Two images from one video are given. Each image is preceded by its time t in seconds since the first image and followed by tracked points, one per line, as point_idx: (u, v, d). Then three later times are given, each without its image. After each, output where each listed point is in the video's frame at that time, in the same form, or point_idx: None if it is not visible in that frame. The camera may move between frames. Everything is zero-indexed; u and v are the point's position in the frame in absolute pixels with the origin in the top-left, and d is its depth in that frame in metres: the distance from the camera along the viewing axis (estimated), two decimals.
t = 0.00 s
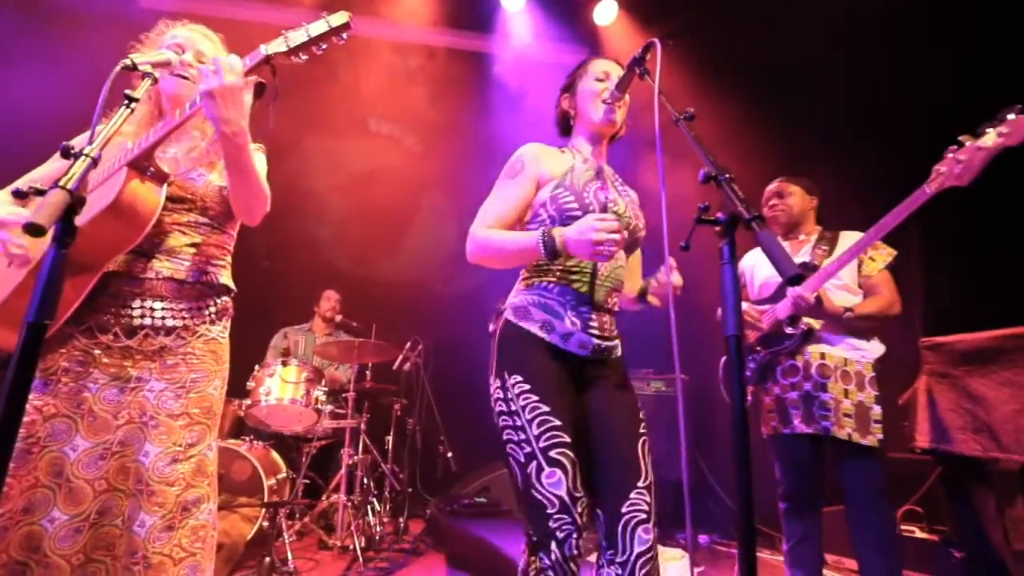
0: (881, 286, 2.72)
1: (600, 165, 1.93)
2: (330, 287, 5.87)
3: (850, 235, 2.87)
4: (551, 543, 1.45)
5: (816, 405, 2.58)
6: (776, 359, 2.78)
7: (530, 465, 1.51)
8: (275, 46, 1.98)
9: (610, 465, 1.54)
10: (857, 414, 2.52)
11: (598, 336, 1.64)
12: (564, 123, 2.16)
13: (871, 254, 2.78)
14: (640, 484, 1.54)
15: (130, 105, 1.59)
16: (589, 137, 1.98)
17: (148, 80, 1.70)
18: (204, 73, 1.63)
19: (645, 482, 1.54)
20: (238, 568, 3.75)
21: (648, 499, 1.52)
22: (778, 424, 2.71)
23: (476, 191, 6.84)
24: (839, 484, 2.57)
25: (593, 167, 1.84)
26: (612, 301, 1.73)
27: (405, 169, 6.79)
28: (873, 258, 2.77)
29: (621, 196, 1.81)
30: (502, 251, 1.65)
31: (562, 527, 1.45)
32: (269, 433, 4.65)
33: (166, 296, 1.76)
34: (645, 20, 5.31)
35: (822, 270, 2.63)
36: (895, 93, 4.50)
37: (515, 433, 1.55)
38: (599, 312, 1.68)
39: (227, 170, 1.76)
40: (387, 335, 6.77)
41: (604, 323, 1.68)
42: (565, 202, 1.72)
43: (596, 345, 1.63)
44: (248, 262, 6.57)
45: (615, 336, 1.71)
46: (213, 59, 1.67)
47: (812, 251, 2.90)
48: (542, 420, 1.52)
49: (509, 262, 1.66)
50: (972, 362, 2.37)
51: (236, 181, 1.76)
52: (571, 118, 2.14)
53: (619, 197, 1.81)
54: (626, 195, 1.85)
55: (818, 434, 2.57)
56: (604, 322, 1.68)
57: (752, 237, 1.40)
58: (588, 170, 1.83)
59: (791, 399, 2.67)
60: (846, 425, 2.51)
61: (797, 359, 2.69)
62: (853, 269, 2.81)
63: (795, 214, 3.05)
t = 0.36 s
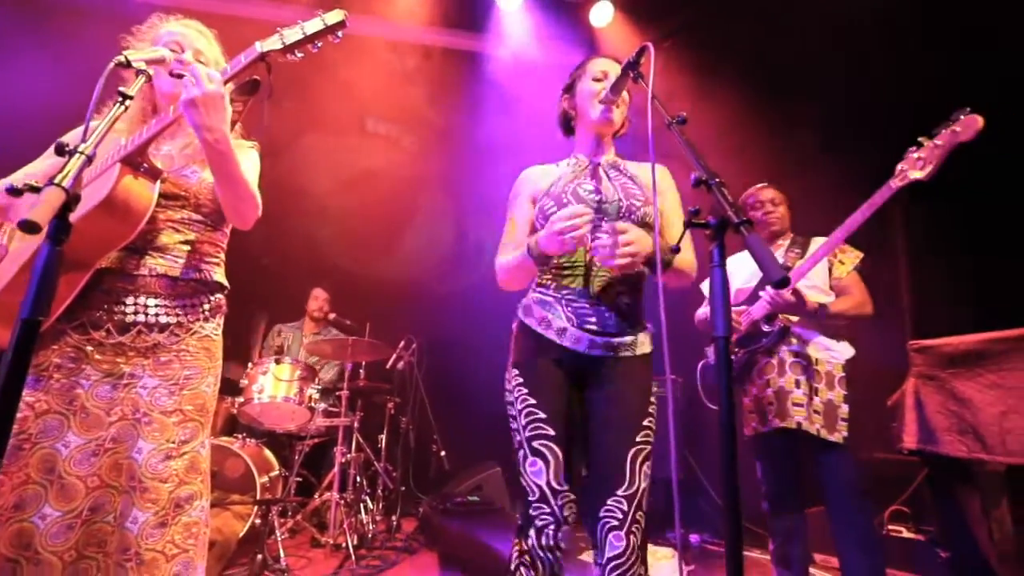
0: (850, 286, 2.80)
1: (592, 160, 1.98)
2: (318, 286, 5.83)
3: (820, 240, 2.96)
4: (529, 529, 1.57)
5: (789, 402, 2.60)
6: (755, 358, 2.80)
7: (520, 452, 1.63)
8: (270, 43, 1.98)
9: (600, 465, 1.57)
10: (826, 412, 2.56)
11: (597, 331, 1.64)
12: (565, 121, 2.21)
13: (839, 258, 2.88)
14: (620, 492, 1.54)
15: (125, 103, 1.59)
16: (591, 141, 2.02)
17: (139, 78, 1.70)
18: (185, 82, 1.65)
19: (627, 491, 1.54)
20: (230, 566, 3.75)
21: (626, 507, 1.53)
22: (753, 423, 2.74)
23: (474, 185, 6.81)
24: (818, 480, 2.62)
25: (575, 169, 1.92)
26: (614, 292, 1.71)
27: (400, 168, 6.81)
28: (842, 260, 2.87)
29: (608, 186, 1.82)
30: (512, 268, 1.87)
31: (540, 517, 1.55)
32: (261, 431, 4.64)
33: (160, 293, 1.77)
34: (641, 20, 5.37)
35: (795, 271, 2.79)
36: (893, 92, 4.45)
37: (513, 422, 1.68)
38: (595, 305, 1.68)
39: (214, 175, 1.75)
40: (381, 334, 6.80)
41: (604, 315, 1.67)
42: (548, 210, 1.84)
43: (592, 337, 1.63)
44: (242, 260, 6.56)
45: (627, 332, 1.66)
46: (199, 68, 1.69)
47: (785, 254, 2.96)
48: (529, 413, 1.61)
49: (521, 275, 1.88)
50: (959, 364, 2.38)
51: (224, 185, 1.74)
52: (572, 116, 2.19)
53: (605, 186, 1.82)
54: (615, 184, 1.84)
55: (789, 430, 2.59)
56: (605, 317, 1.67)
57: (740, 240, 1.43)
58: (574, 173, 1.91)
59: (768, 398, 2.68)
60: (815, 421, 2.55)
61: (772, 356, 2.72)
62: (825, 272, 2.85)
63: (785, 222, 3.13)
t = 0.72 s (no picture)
0: (838, 287, 2.86)
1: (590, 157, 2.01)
2: (316, 280, 5.83)
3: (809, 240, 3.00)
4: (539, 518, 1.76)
5: (778, 400, 2.62)
6: (744, 356, 2.82)
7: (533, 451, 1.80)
8: (266, 36, 1.97)
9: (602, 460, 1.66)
10: (812, 410, 2.58)
11: (597, 333, 1.70)
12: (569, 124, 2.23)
13: (829, 258, 2.92)
14: (613, 487, 1.63)
15: (124, 95, 1.59)
16: (595, 138, 2.06)
17: (138, 70, 1.70)
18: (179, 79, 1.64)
19: (620, 486, 1.62)
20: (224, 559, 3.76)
21: (617, 501, 1.61)
22: (739, 421, 2.77)
23: (471, 184, 6.75)
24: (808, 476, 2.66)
25: (569, 170, 1.97)
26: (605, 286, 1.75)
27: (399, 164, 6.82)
28: (830, 261, 2.91)
29: (589, 185, 1.88)
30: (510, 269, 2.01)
31: (548, 512, 1.70)
32: (257, 425, 4.63)
33: (158, 287, 1.77)
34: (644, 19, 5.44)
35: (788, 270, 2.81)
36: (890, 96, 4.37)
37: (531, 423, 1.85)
38: (587, 303, 1.75)
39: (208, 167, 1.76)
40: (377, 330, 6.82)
41: (597, 312, 1.72)
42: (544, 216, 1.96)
43: (588, 336, 1.71)
44: (239, 255, 6.55)
45: (630, 325, 1.69)
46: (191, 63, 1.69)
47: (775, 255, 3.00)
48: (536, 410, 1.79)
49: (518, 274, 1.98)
50: (951, 364, 2.39)
51: (219, 178, 1.75)
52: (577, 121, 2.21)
53: (586, 186, 1.88)
54: (601, 183, 1.85)
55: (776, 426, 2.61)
56: (602, 315, 1.72)
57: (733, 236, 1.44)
58: (564, 174, 1.98)
59: (755, 395, 2.71)
60: (801, 418, 2.57)
61: (761, 355, 2.74)
62: (814, 272, 2.90)
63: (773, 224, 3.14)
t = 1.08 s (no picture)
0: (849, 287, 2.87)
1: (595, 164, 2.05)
2: (324, 283, 5.87)
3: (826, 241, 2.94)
4: (558, 534, 1.66)
5: (788, 402, 2.60)
6: (755, 356, 2.82)
7: (547, 456, 1.73)
8: (267, 65, 1.98)
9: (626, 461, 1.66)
10: (825, 413, 2.57)
11: (620, 331, 1.72)
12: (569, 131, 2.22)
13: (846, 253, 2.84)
14: (632, 487, 1.64)
15: (133, 103, 1.62)
16: (597, 143, 2.08)
17: (144, 78, 1.72)
18: (208, 83, 1.67)
19: (642, 485, 1.63)
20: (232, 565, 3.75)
21: (639, 500, 1.61)
22: (747, 422, 2.75)
23: (472, 185, 6.74)
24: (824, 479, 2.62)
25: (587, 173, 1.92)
26: (627, 290, 1.78)
27: (403, 168, 6.85)
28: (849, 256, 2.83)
29: (612, 193, 1.87)
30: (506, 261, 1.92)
31: (571, 527, 1.63)
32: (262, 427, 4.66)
33: (147, 296, 1.78)
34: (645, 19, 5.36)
35: (805, 270, 2.78)
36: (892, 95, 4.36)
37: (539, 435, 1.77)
38: (610, 308, 1.76)
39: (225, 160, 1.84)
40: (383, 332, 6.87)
41: (622, 317, 1.75)
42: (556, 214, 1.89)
43: (612, 338, 1.72)
44: (244, 257, 6.61)
45: (647, 329, 1.75)
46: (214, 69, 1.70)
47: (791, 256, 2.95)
48: (556, 418, 1.71)
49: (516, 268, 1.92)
50: (958, 365, 2.38)
51: (237, 172, 1.84)
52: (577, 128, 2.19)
53: (610, 193, 1.86)
54: (619, 193, 1.88)
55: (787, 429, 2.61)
56: (624, 318, 1.75)
57: (738, 239, 1.45)
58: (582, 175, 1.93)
59: (764, 396, 2.70)
60: (795, 415, 2.59)
61: (772, 356, 2.74)
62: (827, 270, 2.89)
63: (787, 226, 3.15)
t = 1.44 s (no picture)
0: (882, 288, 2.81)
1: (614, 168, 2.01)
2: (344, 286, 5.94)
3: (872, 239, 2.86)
4: (570, 545, 1.51)
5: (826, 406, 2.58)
6: (791, 357, 2.78)
7: (552, 465, 1.56)
8: (291, 103, 2.00)
9: (628, 463, 1.62)
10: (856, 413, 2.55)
11: (619, 337, 1.68)
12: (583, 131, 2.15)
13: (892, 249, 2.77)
14: (654, 487, 1.60)
15: (165, 109, 1.64)
16: (613, 148, 2.05)
17: (175, 82, 1.74)
18: (236, 122, 1.75)
19: (661, 485, 1.61)
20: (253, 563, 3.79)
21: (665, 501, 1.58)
22: (784, 424, 2.74)
23: (482, 184, 6.76)
24: (854, 488, 2.59)
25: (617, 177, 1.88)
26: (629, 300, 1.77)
27: (417, 170, 6.89)
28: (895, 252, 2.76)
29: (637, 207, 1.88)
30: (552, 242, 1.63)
31: (583, 532, 1.50)
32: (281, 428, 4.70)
33: (165, 304, 1.80)
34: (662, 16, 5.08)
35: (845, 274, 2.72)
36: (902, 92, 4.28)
37: (536, 433, 1.61)
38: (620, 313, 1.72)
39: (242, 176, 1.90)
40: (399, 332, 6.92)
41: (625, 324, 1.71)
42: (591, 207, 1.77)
43: (616, 345, 1.66)
44: (263, 259, 6.70)
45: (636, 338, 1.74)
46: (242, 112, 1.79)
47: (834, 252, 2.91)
48: (563, 421, 1.57)
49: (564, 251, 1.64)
50: (985, 369, 2.33)
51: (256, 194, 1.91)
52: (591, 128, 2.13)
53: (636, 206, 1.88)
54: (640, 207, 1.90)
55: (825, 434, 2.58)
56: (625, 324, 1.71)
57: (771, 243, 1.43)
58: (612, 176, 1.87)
59: (800, 399, 2.68)
60: (833, 420, 2.56)
61: (811, 358, 2.71)
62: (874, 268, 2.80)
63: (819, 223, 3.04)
